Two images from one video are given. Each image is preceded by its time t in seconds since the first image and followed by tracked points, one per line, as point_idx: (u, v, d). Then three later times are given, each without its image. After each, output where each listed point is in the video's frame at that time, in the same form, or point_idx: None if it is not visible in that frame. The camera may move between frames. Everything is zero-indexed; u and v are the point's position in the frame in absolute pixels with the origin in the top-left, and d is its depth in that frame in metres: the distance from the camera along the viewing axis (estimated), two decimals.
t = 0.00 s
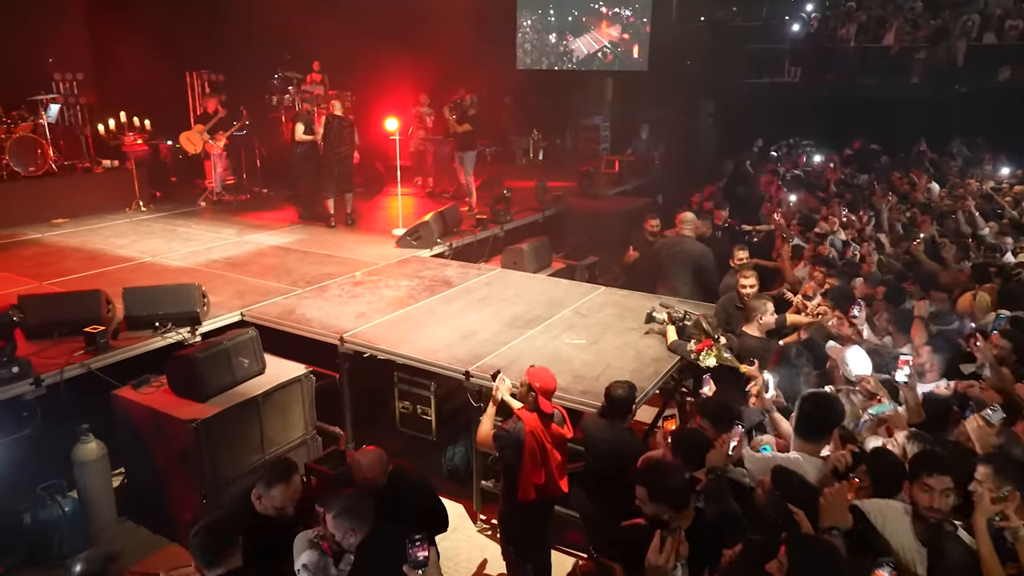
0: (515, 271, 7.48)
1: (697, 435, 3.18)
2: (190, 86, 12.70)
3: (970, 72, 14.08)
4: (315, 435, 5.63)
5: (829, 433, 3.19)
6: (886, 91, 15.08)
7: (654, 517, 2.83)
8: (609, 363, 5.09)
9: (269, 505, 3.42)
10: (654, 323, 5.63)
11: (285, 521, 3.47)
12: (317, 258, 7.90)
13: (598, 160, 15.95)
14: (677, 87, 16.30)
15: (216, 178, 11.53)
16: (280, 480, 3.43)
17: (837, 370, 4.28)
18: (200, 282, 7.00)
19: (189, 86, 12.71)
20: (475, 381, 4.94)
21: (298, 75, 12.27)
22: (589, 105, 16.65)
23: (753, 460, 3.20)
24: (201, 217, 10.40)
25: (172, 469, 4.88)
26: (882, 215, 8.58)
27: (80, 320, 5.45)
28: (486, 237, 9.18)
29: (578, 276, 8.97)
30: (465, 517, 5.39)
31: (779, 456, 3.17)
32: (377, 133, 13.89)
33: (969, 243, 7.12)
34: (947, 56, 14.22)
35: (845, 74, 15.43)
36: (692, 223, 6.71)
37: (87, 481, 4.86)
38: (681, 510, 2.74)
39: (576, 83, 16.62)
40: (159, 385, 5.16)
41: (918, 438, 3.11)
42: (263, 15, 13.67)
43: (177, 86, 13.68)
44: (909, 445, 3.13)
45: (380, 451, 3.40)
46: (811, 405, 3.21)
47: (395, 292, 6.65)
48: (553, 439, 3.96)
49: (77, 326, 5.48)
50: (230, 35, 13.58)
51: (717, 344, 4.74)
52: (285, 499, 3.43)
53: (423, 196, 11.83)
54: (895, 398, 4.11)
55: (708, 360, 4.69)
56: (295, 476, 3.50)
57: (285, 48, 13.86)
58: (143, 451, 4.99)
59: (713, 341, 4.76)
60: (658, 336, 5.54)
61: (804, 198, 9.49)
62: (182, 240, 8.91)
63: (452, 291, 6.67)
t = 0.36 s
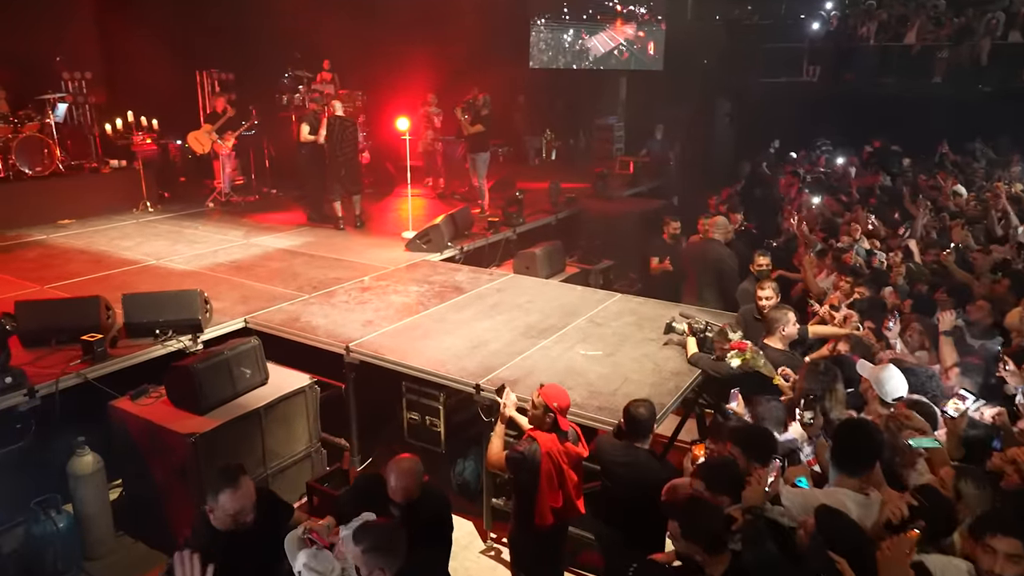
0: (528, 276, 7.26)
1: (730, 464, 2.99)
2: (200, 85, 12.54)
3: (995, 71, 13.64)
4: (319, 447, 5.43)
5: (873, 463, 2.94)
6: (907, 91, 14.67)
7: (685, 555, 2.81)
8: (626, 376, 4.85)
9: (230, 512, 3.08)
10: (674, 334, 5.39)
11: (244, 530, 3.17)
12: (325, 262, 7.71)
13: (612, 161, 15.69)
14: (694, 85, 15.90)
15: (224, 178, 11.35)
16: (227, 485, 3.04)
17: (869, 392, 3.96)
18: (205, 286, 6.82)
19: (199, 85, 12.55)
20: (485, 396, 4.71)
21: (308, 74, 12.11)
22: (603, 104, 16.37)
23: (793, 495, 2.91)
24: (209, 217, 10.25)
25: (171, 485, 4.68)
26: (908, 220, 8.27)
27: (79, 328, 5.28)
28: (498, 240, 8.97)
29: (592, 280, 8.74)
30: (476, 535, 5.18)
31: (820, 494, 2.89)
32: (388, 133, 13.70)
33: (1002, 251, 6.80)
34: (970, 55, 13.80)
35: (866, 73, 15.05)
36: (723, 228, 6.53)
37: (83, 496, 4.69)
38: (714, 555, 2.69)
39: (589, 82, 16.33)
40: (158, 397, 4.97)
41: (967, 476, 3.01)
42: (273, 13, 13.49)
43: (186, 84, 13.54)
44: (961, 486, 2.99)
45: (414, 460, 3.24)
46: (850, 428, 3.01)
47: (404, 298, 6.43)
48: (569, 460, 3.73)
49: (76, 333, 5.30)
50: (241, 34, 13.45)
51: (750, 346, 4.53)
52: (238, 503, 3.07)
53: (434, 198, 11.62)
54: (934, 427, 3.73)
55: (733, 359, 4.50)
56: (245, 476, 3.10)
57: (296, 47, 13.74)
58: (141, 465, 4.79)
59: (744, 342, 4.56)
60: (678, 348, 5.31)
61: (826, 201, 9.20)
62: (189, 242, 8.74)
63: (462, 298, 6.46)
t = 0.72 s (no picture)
0: (541, 282, 7.03)
1: (764, 499, 2.78)
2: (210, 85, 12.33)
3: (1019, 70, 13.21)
4: (323, 462, 5.22)
5: (919, 503, 2.74)
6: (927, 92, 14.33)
7: None
8: (645, 391, 4.61)
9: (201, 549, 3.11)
10: (694, 346, 5.15)
11: (221, 563, 3.15)
12: (332, 266, 7.50)
13: (625, 162, 15.42)
14: (708, 85, 15.56)
15: (232, 179, 11.16)
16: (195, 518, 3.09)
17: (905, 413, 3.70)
18: (208, 292, 6.63)
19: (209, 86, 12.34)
20: (497, 412, 4.49)
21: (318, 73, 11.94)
22: (616, 104, 16.09)
23: (829, 537, 2.77)
24: (216, 219, 10.08)
25: (167, 503, 4.48)
26: (935, 226, 7.96)
27: (75, 337, 5.09)
28: (510, 244, 8.73)
29: (606, 286, 8.49)
30: (486, 557, 4.94)
31: (861, 535, 2.72)
32: (398, 134, 13.49)
33: None
34: (994, 54, 13.38)
35: (886, 73, 14.66)
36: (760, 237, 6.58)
37: (76, 513, 4.50)
38: None
39: (603, 82, 16.07)
40: (156, 409, 4.77)
41: None
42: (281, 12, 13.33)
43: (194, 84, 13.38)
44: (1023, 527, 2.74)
45: (418, 492, 3.03)
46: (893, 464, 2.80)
47: (412, 305, 6.21)
48: (587, 485, 3.50)
49: (73, 342, 5.12)
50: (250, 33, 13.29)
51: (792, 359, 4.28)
52: (208, 536, 3.07)
53: (445, 200, 11.40)
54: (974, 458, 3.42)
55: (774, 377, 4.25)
56: (215, 509, 3.15)
57: (305, 47, 13.63)
58: (138, 481, 4.59)
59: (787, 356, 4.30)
60: (698, 360, 5.07)
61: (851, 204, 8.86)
62: (193, 244, 8.55)
63: (473, 304, 6.24)
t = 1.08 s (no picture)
0: (554, 289, 6.81)
1: (802, 543, 2.52)
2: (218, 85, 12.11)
3: None
4: (328, 478, 4.99)
5: (975, 551, 2.48)
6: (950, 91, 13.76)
7: None
8: (666, 408, 4.36)
9: None
10: (717, 359, 4.90)
11: None
12: (339, 271, 7.30)
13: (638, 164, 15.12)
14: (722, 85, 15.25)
15: (238, 180, 10.98)
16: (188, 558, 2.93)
17: (948, 435, 3.40)
18: (210, 298, 6.43)
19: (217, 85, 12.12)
20: (509, 430, 4.25)
21: (326, 72, 11.76)
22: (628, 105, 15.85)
23: None
24: (222, 221, 9.89)
25: (163, 522, 4.27)
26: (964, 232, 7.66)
27: (71, 346, 4.90)
28: (521, 248, 8.51)
29: (620, 291, 8.25)
30: None
31: None
32: (407, 134, 13.30)
33: None
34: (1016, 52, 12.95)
35: (903, 71, 14.28)
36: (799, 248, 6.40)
37: (69, 533, 4.29)
38: None
39: (614, 82, 15.81)
40: (153, 424, 4.57)
41: None
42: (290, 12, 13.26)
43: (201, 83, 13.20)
44: None
45: (405, 510, 2.82)
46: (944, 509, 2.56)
47: (421, 314, 5.99)
48: (607, 516, 3.27)
49: (68, 352, 4.92)
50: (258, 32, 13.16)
51: (810, 400, 4.10)
52: None
53: (454, 201, 11.19)
54: (1019, 489, 3.13)
55: (803, 426, 4.08)
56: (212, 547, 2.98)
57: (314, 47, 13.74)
58: (133, 498, 4.38)
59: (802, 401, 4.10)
60: (720, 374, 4.82)
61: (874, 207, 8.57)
62: (197, 248, 8.36)
63: (485, 312, 6.02)
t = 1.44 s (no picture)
0: (569, 297, 6.56)
1: None
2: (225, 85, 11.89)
3: None
4: (334, 497, 4.76)
5: None
6: (972, 93, 13.48)
7: None
8: (692, 429, 4.12)
9: None
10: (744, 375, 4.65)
11: None
12: (347, 277, 7.08)
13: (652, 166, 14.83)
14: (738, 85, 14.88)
15: (245, 183, 10.79)
16: None
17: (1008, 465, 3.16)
18: (215, 305, 6.23)
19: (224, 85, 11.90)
20: (527, 451, 4.01)
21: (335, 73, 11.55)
22: (640, 105, 15.54)
23: None
24: (228, 224, 9.71)
25: (161, 546, 4.05)
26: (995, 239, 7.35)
27: (68, 358, 4.69)
28: (534, 253, 8.27)
29: (635, 298, 8.02)
30: None
31: None
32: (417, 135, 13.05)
33: None
34: None
35: (923, 72, 13.77)
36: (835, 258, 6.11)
37: (62, 555, 4.08)
38: None
39: (625, 83, 15.50)
40: (151, 442, 4.36)
41: None
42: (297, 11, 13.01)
43: (207, 83, 13.01)
44: None
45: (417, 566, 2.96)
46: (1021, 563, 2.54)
47: (431, 323, 5.77)
48: (626, 556, 3.04)
49: (65, 364, 4.72)
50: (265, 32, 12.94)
51: (846, 431, 3.82)
52: None
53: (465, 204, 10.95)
54: None
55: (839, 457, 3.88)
56: None
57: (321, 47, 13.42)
58: (130, 519, 4.17)
59: (836, 434, 3.82)
60: (747, 392, 4.58)
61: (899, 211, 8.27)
62: (202, 252, 8.16)
63: (497, 322, 5.78)
